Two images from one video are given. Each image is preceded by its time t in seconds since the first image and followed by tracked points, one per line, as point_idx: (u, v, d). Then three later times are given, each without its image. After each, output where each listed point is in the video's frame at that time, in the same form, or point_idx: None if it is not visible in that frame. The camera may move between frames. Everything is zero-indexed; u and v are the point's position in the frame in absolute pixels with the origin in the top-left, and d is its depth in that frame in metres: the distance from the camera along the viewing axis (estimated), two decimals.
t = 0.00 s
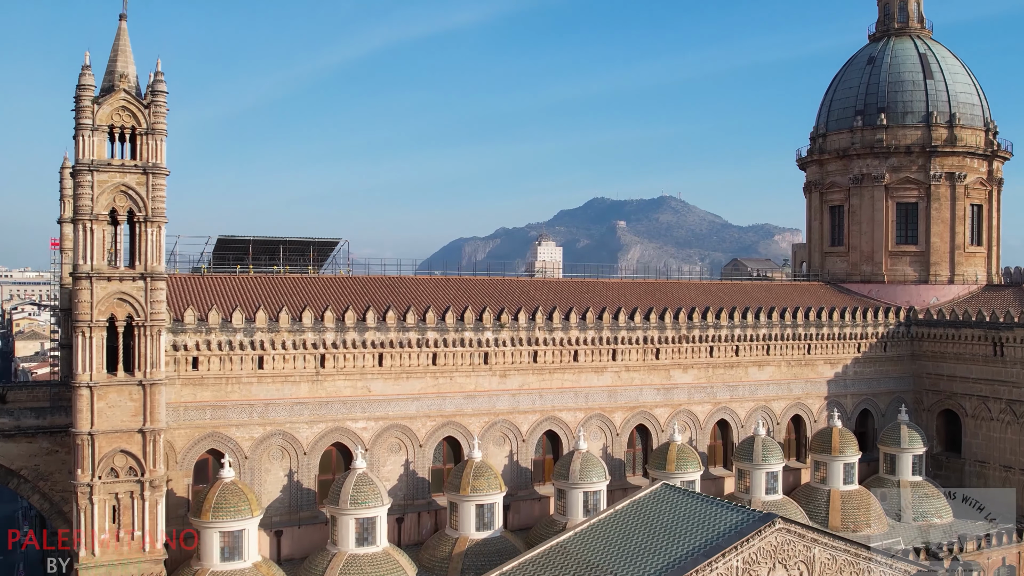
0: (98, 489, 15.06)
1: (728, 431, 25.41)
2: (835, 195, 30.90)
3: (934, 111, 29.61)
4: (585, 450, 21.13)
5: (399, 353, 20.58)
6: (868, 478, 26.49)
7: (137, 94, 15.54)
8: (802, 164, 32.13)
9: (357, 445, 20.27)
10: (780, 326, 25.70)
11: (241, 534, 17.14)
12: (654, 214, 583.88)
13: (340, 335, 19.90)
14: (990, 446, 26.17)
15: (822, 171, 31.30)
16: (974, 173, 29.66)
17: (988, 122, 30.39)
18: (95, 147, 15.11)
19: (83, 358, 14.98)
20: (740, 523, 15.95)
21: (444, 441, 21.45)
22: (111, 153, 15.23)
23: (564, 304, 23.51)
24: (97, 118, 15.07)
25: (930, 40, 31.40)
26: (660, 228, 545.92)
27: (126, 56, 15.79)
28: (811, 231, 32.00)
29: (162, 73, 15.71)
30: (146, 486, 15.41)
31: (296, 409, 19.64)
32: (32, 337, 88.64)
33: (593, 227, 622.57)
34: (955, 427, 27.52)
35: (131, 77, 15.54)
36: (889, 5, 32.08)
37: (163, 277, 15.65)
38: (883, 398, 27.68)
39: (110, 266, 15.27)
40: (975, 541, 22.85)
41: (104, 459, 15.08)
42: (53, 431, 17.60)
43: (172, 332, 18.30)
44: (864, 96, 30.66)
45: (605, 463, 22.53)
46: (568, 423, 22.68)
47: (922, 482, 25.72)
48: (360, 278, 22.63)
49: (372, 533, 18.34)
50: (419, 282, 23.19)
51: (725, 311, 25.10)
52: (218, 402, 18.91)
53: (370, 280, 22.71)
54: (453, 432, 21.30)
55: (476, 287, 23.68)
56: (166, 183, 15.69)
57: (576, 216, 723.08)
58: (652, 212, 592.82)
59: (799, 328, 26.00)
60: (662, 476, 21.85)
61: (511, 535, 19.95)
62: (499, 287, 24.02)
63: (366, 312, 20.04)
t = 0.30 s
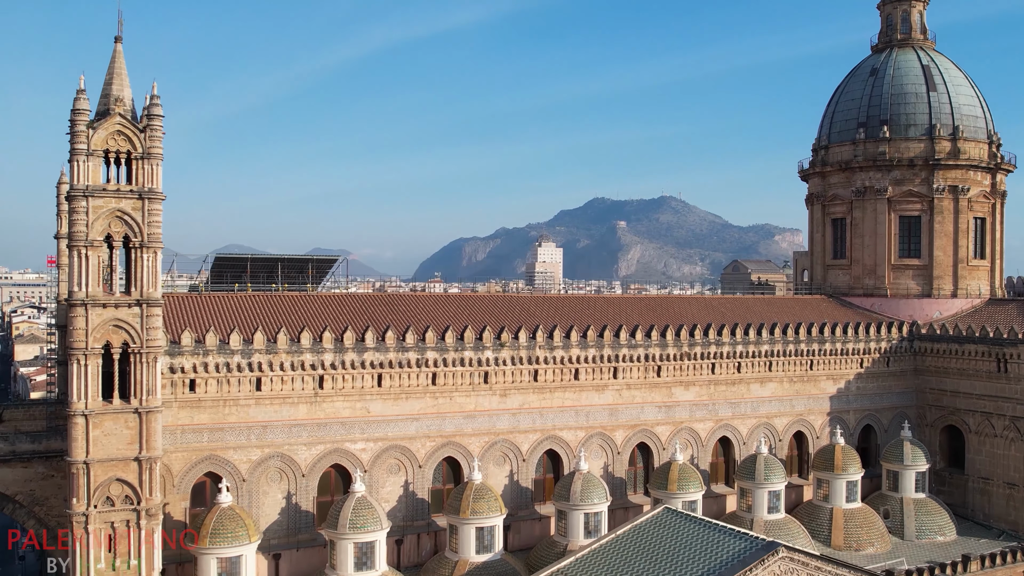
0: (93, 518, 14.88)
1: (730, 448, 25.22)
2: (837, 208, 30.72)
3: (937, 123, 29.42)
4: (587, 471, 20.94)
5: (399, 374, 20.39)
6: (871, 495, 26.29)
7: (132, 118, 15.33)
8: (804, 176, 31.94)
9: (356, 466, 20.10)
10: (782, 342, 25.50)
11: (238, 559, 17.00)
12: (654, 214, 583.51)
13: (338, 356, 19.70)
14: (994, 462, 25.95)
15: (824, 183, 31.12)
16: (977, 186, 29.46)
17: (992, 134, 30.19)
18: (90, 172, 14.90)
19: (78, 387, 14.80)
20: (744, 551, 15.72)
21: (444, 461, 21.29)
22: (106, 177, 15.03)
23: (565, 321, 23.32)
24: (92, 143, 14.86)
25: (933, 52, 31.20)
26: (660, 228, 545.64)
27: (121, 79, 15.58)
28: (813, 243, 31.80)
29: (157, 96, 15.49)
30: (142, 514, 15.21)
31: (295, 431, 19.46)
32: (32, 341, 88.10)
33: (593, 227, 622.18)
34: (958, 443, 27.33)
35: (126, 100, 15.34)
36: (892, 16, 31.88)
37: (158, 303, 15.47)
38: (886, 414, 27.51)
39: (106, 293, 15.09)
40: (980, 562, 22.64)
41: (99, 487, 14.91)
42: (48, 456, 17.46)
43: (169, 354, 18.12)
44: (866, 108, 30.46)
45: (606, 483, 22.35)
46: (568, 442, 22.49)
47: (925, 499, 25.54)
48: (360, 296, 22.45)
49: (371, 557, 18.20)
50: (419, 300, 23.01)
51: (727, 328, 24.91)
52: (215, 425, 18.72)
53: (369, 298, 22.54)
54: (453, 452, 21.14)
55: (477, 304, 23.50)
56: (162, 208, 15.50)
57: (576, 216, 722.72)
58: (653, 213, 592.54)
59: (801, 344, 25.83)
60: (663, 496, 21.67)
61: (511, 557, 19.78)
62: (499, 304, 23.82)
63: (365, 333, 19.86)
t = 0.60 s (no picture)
0: (88, 548, 14.70)
1: (732, 466, 25.03)
2: (839, 220, 30.53)
3: (940, 136, 29.23)
4: (588, 491, 20.74)
5: (398, 395, 20.21)
6: (873, 512, 26.07)
7: (127, 142, 15.12)
8: (806, 188, 31.75)
9: (355, 488, 19.91)
10: (785, 359, 25.32)
11: None
12: (654, 215, 583.52)
13: (337, 377, 19.53)
14: (997, 479, 25.76)
15: (827, 195, 30.94)
16: (980, 200, 29.26)
17: (995, 147, 30.01)
18: (85, 198, 14.71)
19: (73, 416, 14.63)
20: None
21: (444, 482, 21.12)
22: (101, 203, 14.84)
23: (565, 338, 23.13)
24: (86, 168, 14.65)
25: (936, 63, 31.00)
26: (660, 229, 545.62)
27: (116, 102, 15.36)
28: (815, 255, 31.60)
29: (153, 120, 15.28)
30: (138, 544, 15.02)
31: (293, 453, 19.28)
32: (32, 344, 87.74)
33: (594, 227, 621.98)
34: (962, 459, 27.15)
35: (121, 124, 15.13)
36: (895, 27, 31.68)
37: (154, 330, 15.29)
38: (888, 429, 27.35)
39: (101, 320, 14.92)
40: None
41: (95, 517, 14.74)
42: (43, 481, 17.31)
43: (166, 378, 17.97)
44: (869, 120, 30.27)
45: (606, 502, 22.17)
46: (569, 461, 22.32)
47: (929, 516, 25.34)
48: (359, 314, 22.29)
49: None
50: (419, 318, 22.82)
51: (729, 344, 24.71)
52: (213, 447, 18.54)
53: (369, 316, 22.37)
54: (453, 472, 20.96)
55: (477, 322, 23.32)
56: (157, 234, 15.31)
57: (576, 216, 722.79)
58: (653, 213, 592.59)
59: (803, 361, 25.64)
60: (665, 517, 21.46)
61: None
62: (500, 321, 23.65)
63: (364, 354, 19.70)
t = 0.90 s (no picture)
0: None
1: (734, 484, 24.83)
2: (842, 233, 30.33)
3: (943, 149, 29.04)
4: (589, 513, 20.53)
5: (397, 416, 20.02)
6: (876, 529, 25.88)
7: (122, 168, 14.94)
8: (808, 201, 31.55)
9: (354, 511, 19.71)
10: (787, 376, 25.11)
11: None
12: (654, 215, 583.97)
13: (336, 400, 19.34)
14: (1001, 496, 25.55)
15: (829, 208, 30.76)
16: (984, 214, 29.06)
17: (998, 159, 29.81)
18: (79, 225, 14.49)
19: (68, 446, 14.45)
20: None
21: (444, 503, 20.93)
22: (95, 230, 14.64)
23: (566, 357, 22.94)
24: (81, 195, 14.45)
25: (940, 75, 30.80)
26: (661, 229, 545.79)
27: (111, 126, 15.17)
28: (817, 269, 31.42)
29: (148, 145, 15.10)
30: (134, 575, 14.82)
31: (291, 476, 19.09)
32: (31, 348, 87.52)
33: (594, 227, 622.43)
34: (965, 475, 26.97)
35: (116, 149, 14.94)
36: (898, 38, 31.47)
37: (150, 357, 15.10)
38: (891, 445, 27.18)
39: (96, 348, 14.74)
40: None
41: (90, 547, 14.56)
42: (39, 507, 17.31)
43: (162, 402, 17.79)
44: (871, 133, 30.07)
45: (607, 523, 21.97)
46: (569, 481, 22.13)
47: (931, 534, 25.13)
48: (358, 333, 22.12)
49: None
50: (419, 336, 22.64)
51: (731, 362, 24.52)
52: (210, 471, 18.35)
53: (368, 334, 22.19)
54: (453, 494, 20.77)
55: (477, 339, 23.13)
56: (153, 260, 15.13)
57: (576, 216, 723.43)
58: (653, 214, 592.95)
59: (806, 377, 25.45)
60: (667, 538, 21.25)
61: None
62: (500, 339, 23.46)
63: (363, 376, 19.53)
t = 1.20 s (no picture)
0: None
1: (736, 502, 24.64)
2: (844, 247, 30.15)
3: (946, 162, 28.83)
4: (589, 535, 20.31)
5: (396, 438, 19.83)
6: (880, 547, 25.67)
7: (117, 194, 14.74)
8: (810, 213, 31.35)
9: (353, 534, 19.53)
10: (790, 394, 24.93)
11: None
12: (654, 216, 583.99)
13: (334, 422, 19.14)
14: (1005, 514, 25.34)
15: (831, 221, 30.56)
16: (987, 227, 28.85)
17: (1002, 172, 29.60)
18: (74, 253, 14.30)
19: (62, 477, 14.25)
20: None
21: (444, 525, 20.74)
22: (90, 258, 14.45)
23: (566, 376, 22.74)
24: (75, 223, 14.25)
25: (942, 87, 30.60)
26: (661, 230, 545.64)
27: (105, 151, 14.97)
28: (819, 282, 31.22)
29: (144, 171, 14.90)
30: None
31: (289, 500, 18.91)
32: (29, 352, 87.37)
33: (594, 228, 622.34)
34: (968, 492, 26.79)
35: (111, 175, 14.74)
36: (901, 49, 31.29)
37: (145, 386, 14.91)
38: (894, 462, 27.00)
39: (91, 377, 14.55)
40: None
41: None
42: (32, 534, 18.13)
43: (159, 427, 17.62)
44: (874, 146, 29.88)
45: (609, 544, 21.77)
46: (570, 501, 21.94)
47: (935, 552, 24.88)
48: (357, 352, 21.95)
49: None
50: (418, 355, 22.45)
51: (733, 380, 24.32)
52: (207, 496, 18.18)
53: (367, 354, 22.02)
54: (453, 515, 20.58)
55: (476, 358, 22.95)
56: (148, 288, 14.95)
57: (576, 216, 723.46)
58: (653, 214, 592.87)
59: (808, 395, 25.27)
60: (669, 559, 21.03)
61: None
62: (500, 357, 23.28)
63: (362, 398, 19.34)
